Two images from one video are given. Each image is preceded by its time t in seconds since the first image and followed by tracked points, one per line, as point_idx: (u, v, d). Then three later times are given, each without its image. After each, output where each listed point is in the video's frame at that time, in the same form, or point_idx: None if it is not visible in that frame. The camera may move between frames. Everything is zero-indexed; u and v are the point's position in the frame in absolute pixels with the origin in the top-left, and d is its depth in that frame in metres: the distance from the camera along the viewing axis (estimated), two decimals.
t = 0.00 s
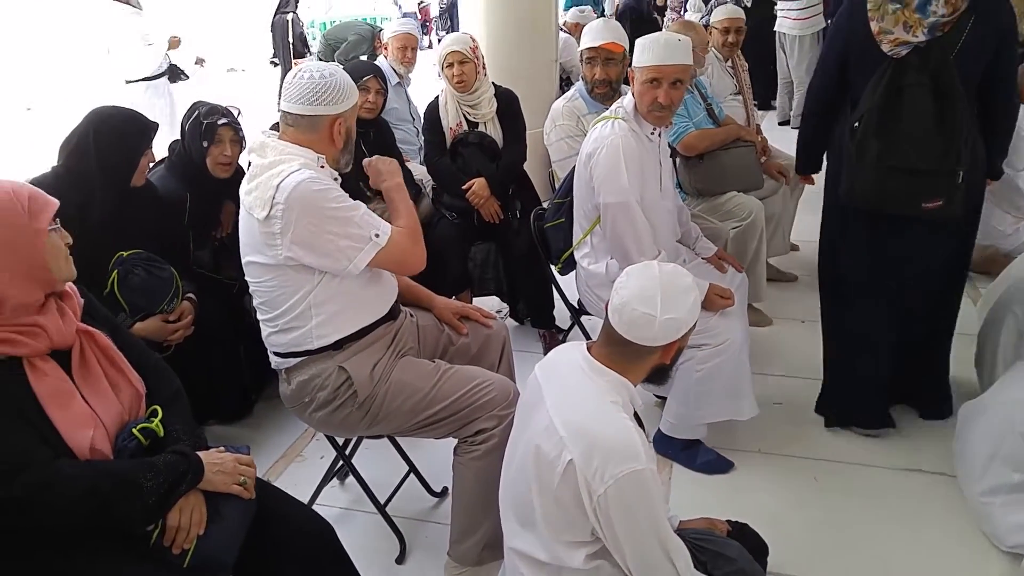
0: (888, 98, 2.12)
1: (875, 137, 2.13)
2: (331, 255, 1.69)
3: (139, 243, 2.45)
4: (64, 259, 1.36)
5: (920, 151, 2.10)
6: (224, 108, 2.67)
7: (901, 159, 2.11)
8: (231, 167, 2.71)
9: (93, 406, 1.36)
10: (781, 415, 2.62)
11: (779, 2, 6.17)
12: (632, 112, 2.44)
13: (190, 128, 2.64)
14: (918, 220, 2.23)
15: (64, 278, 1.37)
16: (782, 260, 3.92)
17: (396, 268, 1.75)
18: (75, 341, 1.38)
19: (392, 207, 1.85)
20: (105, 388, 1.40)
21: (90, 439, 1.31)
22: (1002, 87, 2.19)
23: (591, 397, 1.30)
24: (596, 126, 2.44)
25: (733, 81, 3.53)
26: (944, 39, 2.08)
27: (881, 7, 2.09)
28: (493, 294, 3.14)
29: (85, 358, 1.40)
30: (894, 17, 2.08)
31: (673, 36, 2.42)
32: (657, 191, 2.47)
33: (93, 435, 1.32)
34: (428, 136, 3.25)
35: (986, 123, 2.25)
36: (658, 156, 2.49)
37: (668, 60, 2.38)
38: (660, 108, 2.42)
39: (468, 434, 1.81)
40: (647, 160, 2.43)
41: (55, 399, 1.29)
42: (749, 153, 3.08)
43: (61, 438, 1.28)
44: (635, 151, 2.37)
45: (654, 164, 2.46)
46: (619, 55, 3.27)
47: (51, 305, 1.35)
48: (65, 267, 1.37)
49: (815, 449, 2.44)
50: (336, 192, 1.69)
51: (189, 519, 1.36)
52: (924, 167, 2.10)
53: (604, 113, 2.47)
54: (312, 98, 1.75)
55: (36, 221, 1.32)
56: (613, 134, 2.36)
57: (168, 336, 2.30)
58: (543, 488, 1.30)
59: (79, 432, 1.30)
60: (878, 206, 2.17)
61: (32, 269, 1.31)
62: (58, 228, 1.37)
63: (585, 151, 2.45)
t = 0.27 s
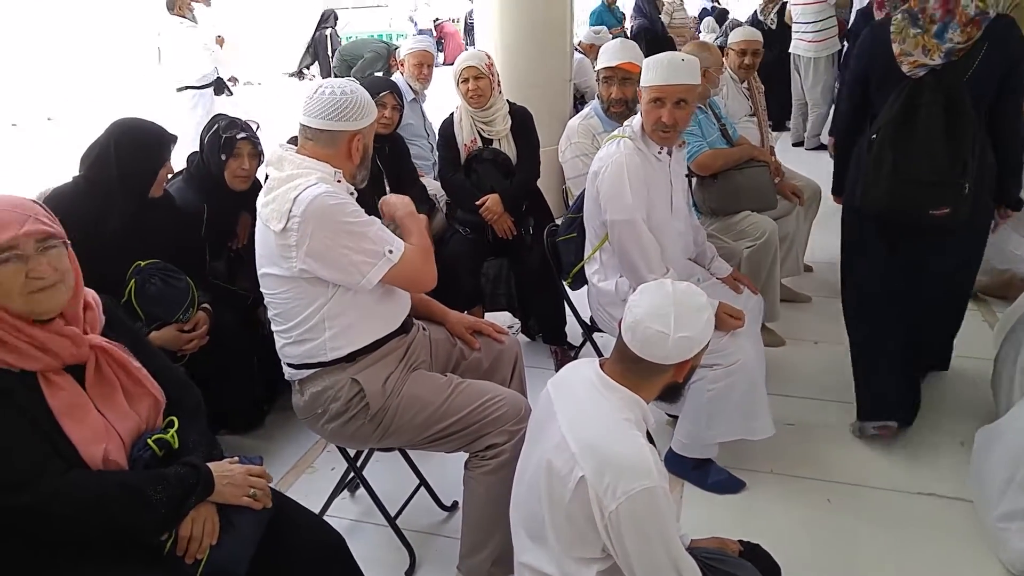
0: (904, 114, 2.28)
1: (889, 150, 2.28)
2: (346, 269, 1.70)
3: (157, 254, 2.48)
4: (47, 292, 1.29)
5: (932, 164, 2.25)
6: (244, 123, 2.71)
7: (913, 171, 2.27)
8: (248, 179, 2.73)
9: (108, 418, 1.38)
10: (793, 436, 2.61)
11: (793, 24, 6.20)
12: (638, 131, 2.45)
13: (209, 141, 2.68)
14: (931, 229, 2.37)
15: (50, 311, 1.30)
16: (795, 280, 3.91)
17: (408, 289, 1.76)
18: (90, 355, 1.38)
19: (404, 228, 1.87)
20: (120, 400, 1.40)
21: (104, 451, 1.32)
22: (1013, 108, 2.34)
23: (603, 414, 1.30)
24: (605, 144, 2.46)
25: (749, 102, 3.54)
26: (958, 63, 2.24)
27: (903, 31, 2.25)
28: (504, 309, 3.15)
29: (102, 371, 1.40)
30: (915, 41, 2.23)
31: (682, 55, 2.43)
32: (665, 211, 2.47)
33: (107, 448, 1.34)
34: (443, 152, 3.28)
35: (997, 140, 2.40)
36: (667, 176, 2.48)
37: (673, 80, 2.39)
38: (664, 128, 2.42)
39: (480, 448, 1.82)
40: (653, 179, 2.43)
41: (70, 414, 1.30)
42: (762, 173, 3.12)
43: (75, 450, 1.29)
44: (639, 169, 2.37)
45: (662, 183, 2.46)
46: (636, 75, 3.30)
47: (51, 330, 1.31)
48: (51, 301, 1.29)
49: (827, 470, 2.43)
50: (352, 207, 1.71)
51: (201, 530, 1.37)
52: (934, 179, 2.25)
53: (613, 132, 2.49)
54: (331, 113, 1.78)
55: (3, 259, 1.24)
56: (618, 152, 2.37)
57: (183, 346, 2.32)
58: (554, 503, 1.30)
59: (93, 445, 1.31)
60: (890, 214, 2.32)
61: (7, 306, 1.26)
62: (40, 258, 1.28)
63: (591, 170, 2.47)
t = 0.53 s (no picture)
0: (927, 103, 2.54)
1: (912, 134, 2.54)
2: (360, 271, 1.71)
3: (171, 254, 2.50)
4: (24, 305, 1.27)
5: (953, 148, 2.50)
6: (259, 126, 2.73)
7: (934, 153, 2.52)
8: (264, 182, 2.77)
9: (115, 419, 1.39)
10: (806, 440, 2.59)
11: (809, 27, 6.17)
12: (643, 132, 2.46)
13: (225, 144, 2.71)
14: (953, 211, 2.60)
15: (34, 322, 1.29)
16: (809, 284, 3.89)
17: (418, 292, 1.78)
18: (94, 356, 1.39)
19: (416, 228, 1.88)
20: (126, 400, 1.41)
21: (109, 452, 1.34)
22: None
23: (615, 415, 1.30)
24: (612, 144, 2.46)
25: (763, 104, 3.53)
26: (978, 54, 2.48)
27: (928, 23, 2.50)
28: (516, 311, 3.12)
29: (110, 373, 1.41)
30: (941, 32, 2.48)
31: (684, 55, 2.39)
32: (671, 212, 2.47)
33: (113, 448, 1.35)
34: (457, 154, 3.30)
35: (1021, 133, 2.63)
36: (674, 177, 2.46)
37: (666, 81, 2.36)
38: (661, 129, 2.41)
39: (492, 450, 1.82)
40: (655, 180, 2.42)
41: (74, 415, 1.32)
42: (779, 176, 3.11)
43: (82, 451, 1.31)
44: (639, 169, 2.37)
45: (667, 182, 2.45)
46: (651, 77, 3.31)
47: (42, 336, 1.31)
48: (31, 312, 1.28)
49: (840, 474, 2.41)
50: (366, 208, 1.72)
51: (214, 528, 1.38)
52: (953, 161, 2.50)
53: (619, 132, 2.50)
54: (349, 115, 1.79)
55: None
56: (617, 153, 2.39)
57: (196, 346, 2.32)
58: (566, 503, 1.30)
59: (99, 446, 1.33)
60: (912, 192, 2.58)
61: None
62: (13, 273, 1.27)
63: (597, 171, 2.47)
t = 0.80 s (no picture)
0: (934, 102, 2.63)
1: (921, 131, 2.63)
2: (366, 270, 1.72)
3: (178, 253, 2.51)
4: (22, 305, 1.28)
5: (960, 142, 2.58)
6: (266, 126, 2.74)
7: (942, 149, 2.61)
8: (272, 182, 2.79)
9: (117, 419, 1.39)
10: (814, 440, 2.59)
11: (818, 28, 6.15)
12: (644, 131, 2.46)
13: (232, 144, 2.72)
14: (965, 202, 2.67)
15: (34, 321, 1.30)
16: (817, 284, 3.88)
17: (428, 287, 1.78)
18: (97, 355, 1.39)
19: (422, 228, 1.89)
20: (130, 400, 1.42)
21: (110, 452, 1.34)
22: None
23: (620, 413, 1.30)
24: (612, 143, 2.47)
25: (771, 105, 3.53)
26: (979, 53, 2.57)
27: (928, 28, 2.59)
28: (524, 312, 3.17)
29: (114, 372, 1.41)
30: (941, 36, 2.57)
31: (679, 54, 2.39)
32: (675, 212, 2.46)
33: (114, 449, 1.35)
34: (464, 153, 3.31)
35: None
36: (676, 176, 2.46)
37: (659, 79, 2.36)
38: (657, 129, 2.38)
39: (498, 448, 1.82)
40: (654, 180, 2.42)
41: (76, 415, 1.32)
42: (785, 176, 3.11)
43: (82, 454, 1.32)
44: (636, 169, 2.38)
45: (669, 181, 2.45)
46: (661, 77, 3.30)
47: (42, 336, 1.32)
48: (29, 313, 1.29)
49: (847, 473, 2.40)
50: (373, 208, 1.72)
51: (224, 526, 1.38)
52: (962, 157, 2.58)
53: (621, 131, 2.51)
54: (347, 112, 1.81)
55: None
56: (618, 152, 2.40)
57: (204, 344, 2.31)
58: (573, 502, 1.30)
59: (101, 447, 1.33)
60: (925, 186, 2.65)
61: None
62: (10, 274, 1.26)
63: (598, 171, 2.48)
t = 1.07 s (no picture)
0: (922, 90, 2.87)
1: (911, 119, 2.87)
2: (369, 272, 1.72)
3: (183, 253, 2.52)
4: (34, 301, 1.29)
5: (946, 128, 2.84)
6: (269, 125, 2.75)
7: (933, 133, 2.85)
8: (276, 180, 2.79)
9: (116, 422, 1.39)
10: (819, 438, 2.58)
11: (821, 27, 6.14)
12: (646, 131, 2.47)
13: (236, 144, 2.72)
14: (954, 180, 2.93)
15: (45, 319, 1.31)
16: (823, 283, 3.87)
17: (428, 293, 1.80)
18: (102, 356, 1.40)
19: (426, 238, 1.91)
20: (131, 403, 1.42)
21: (107, 457, 1.34)
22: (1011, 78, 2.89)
23: (624, 411, 1.30)
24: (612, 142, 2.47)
25: (775, 104, 3.53)
26: (962, 43, 2.80)
27: (914, 23, 2.82)
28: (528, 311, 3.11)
29: (119, 375, 1.41)
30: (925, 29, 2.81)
31: (678, 53, 2.39)
32: (677, 211, 2.46)
33: (112, 454, 1.35)
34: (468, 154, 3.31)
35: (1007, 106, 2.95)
36: (678, 176, 2.46)
37: (658, 79, 2.36)
38: (658, 128, 2.39)
39: (503, 447, 1.82)
40: (659, 178, 2.42)
41: (77, 418, 1.33)
42: (789, 174, 3.10)
43: (79, 455, 1.32)
44: (639, 167, 2.38)
45: (671, 180, 2.44)
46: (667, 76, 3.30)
47: (51, 334, 1.33)
48: (41, 309, 1.30)
49: (852, 471, 2.40)
50: (377, 210, 1.74)
51: (225, 526, 1.38)
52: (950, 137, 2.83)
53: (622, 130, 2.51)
54: (340, 112, 1.81)
55: None
56: (619, 152, 2.40)
57: (209, 343, 2.36)
58: (577, 501, 1.30)
59: (98, 452, 1.34)
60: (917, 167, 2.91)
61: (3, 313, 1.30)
62: (25, 269, 1.29)
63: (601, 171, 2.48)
